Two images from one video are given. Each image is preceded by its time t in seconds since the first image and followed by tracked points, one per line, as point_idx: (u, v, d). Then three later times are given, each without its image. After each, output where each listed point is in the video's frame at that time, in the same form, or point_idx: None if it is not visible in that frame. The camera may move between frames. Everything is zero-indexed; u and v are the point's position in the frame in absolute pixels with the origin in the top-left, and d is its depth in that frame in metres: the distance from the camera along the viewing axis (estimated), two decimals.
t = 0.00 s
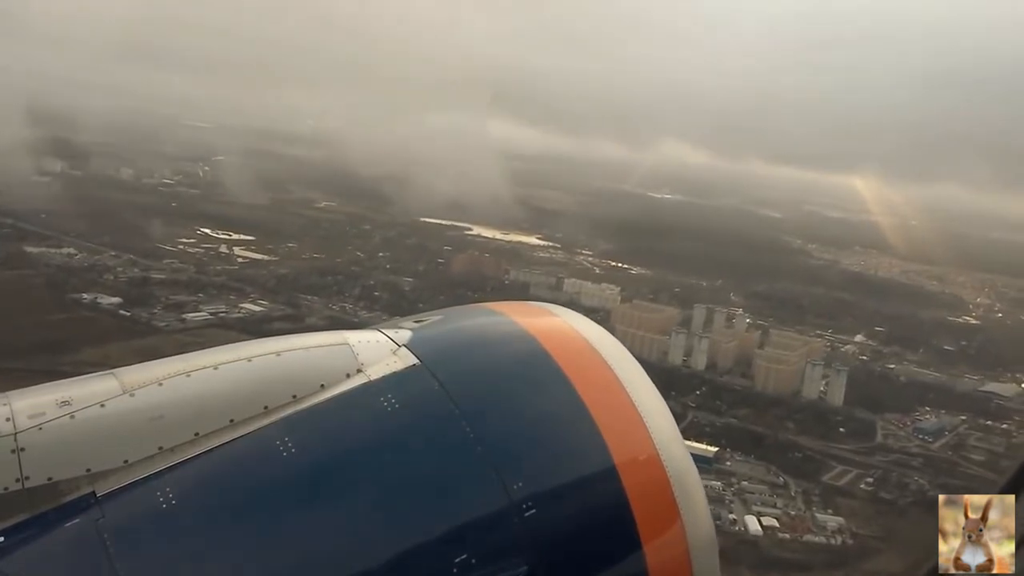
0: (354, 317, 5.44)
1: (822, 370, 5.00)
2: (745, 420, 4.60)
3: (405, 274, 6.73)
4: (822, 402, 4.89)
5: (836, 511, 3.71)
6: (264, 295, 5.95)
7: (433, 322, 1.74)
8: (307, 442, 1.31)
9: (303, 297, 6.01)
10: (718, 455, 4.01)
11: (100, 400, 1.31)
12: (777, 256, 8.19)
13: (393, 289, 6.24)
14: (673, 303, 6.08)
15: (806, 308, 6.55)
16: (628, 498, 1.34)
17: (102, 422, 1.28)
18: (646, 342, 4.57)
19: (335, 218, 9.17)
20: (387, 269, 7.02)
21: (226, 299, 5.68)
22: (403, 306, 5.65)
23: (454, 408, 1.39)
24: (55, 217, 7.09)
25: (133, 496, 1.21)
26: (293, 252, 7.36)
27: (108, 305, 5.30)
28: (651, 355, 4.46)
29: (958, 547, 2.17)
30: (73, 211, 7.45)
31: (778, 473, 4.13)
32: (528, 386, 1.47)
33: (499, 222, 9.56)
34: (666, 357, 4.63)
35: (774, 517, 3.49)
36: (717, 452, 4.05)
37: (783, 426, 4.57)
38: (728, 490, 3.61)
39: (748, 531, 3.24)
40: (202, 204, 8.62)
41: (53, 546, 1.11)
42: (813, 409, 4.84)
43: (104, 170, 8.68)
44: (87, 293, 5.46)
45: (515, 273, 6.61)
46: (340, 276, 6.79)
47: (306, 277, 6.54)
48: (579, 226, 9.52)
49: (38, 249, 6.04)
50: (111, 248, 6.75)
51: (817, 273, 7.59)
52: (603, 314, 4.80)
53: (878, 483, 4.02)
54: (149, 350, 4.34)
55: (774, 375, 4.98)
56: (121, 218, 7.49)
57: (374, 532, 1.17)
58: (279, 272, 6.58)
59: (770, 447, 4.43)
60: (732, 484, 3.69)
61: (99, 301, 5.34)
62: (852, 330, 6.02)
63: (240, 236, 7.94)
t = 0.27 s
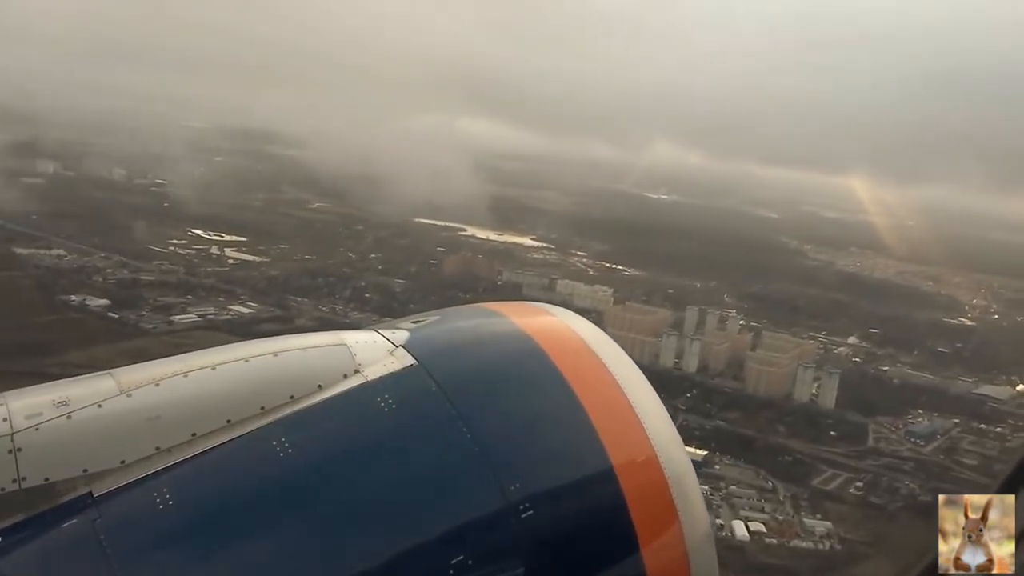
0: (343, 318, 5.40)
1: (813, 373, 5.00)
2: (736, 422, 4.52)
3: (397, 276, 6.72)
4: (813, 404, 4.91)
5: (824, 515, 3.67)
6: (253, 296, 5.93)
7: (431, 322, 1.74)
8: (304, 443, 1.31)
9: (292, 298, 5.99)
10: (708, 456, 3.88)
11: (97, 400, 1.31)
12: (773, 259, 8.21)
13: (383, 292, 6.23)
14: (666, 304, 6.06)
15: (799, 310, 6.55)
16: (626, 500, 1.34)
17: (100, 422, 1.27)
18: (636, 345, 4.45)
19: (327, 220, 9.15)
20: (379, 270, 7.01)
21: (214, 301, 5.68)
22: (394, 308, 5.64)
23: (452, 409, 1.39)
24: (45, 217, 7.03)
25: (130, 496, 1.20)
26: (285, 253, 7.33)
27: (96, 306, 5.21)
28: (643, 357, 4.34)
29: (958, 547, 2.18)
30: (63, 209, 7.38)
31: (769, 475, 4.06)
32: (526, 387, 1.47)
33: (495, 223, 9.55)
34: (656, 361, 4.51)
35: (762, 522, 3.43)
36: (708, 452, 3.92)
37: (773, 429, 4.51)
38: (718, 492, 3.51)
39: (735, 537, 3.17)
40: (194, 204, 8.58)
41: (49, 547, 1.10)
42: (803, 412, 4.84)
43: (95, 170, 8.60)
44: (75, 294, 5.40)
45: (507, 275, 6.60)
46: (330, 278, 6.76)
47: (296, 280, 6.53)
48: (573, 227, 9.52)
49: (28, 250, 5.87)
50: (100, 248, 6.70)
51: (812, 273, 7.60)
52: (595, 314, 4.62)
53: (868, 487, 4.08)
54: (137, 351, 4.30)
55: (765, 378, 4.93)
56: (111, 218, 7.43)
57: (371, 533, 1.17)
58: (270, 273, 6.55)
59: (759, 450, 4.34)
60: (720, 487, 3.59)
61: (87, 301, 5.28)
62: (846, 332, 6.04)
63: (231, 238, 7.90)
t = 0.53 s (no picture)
0: (333, 317, 5.34)
1: (805, 376, 4.93)
2: (727, 425, 4.44)
3: (389, 277, 6.71)
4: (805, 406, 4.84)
5: (814, 519, 3.71)
6: (243, 298, 5.93)
7: (429, 321, 1.73)
8: (300, 443, 1.30)
9: (283, 300, 5.96)
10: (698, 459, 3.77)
11: (91, 400, 1.30)
12: (768, 260, 8.20)
13: (376, 292, 6.22)
14: (659, 305, 6.05)
15: (793, 311, 6.55)
16: (625, 500, 1.34)
17: (94, 422, 1.26)
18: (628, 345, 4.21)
19: (321, 221, 9.12)
20: (372, 272, 7.01)
21: (202, 302, 5.67)
22: (384, 310, 5.61)
23: (450, 408, 1.38)
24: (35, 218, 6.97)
25: (124, 497, 1.19)
26: (278, 254, 7.30)
27: (84, 309, 5.13)
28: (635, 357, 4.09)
29: (958, 547, 2.17)
30: (53, 210, 7.33)
31: (757, 479, 4.02)
32: (525, 387, 1.46)
33: (490, 224, 9.54)
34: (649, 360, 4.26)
35: (750, 526, 3.39)
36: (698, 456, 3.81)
37: (766, 431, 4.47)
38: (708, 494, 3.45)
39: (722, 541, 3.07)
40: (186, 205, 8.54)
41: (43, 548, 1.09)
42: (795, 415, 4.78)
43: (86, 172, 8.55)
44: (62, 295, 5.34)
45: (500, 276, 6.58)
46: (322, 279, 6.73)
47: (285, 280, 6.45)
48: (569, 228, 9.52)
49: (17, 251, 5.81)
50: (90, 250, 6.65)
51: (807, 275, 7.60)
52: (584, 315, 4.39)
53: (858, 491, 4.09)
54: (123, 353, 4.26)
55: (756, 380, 4.87)
56: (102, 221, 7.39)
57: (369, 534, 1.16)
58: (261, 275, 6.53)
59: (750, 452, 4.29)
60: (709, 489, 3.53)
61: (73, 303, 5.21)
62: (839, 334, 6.06)
63: (223, 239, 7.87)
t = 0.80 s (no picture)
0: (322, 318, 5.30)
1: (797, 377, 4.89)
2: (717, 427, 4.36)
3: (382, 279, 6.71)
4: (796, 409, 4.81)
5: (803, 524, 3.68)
6: (232, 300, 5.89)
7: (427, 320, 1.73)
8: (297, 442, 1.30)
9: (273, 301, 5.94)
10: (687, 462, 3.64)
11: (87, 399, 1.29)
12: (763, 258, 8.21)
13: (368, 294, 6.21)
14: (653, 306, 6.02)
15: (787, 313, 6.56)
16: (623, 500, 1.33)
17: (90, 421, 1.26)
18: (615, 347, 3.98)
19: (314, 222, 9.10)
20: (365, 274, 7.00)
21: (190, 304, 5.62)
22: (376, 311, 5.58)
23: (449, 407, 1.38)
24: (24, 220, 6.92)
25: (120, 496, 1.19)
26: (270, 256, 7.28)
27: (70, 311, 5.07)
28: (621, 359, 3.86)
29: (958, 547, 2.17)
30: (42, 212, 7.28)
31: (747, 482, 3.99)
32: (523, 386, 1.46)
33: (487, 223, 9.53)
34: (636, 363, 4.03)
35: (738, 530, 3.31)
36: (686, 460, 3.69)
37: (757, 434, 4.42)
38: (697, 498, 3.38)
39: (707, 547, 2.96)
40: (178, 207, 8.49)
41: (37, 547, 1.08)
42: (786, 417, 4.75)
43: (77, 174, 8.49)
44: (48, 298, 5.28)
45: (493, 277, 6.57)
46: (314, 280, 6.72)
47: (276, 284, 6.42)
48: (564, 228, 9.50)
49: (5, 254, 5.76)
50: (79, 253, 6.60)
51: (803, 276, 7.61)
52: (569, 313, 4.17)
53: (847, 495, 4.09)
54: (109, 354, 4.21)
55: (748, 382, 4.81)
56: (93, 222, 7.33)
57: (365, 534, 1.16)
58: (252, 278, 6.52)
59: (740, 455, 4.25)
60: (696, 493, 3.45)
61: (59, 306, 5.14)
62: (833, 334, 6.06)
63: (215, 241, 7.83)
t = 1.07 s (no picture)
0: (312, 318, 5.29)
1: (789, 379, 4.88)
2: (709, 431, 4.24)
3: (375, 280, 6.71)
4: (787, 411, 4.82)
5: (792, 528, 3.72)
6: (221, 302, 5.88)
7: (425, 318, 1.73)
8: (297, 439, 1.30)
9: (264, 302, 5.92)
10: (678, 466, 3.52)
11: (86, 396, 1.28)
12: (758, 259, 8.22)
13: (360, 296, 6.22)
14: (647, 306, 6.00)
15: (780, 315, 6.56)
16: (623, 496, 1.33)
17: (89, 418, 1.25)
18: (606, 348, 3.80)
19: (308, 224, 9.09)
20: (359, 275, 7.01)
21: (179, 305, 5.60)
22: (367, 312, 5.58)
23: (448, 405, 1.38)
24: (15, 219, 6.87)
25: (120, 494, 1.18)
26: (263, 258, 7.28)
27: (57, 314, 5.03)
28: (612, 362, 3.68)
29: (958, 547, 2.17)
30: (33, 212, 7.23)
31: (737, 486, 3.97)
32: (523, 383, 1.45)
33: (482, 223, 9.52)
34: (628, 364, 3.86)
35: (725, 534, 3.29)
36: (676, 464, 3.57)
37: (747, 437, 4.42)
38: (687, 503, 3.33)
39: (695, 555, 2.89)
40: (170, 210, 8.47)
41: (36, 545, 1.08)
42: (777, 420, 4.76)
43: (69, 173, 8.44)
44: (35, 300, 5.23)
45: (486, 278, 6.56)
46: (306, 282, 6.72)
47: (268, 286, 6.42)
48: (558, 228, 9.50)
49: None
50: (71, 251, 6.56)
51: (797, 278, 7.63)
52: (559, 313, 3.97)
53: (838, 497, 4.08)
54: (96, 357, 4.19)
55: (740, 385, 4.81)
56: (84, 221, 7.29)
57: (364, 532, 1.15)
58: (242, 279, 6.54)
59: (730, 458, 4.24)
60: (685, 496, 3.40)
61: (45, 310, 5.11)
62: (826, 336, 6.08)
63: (207, 242, 7.81)
